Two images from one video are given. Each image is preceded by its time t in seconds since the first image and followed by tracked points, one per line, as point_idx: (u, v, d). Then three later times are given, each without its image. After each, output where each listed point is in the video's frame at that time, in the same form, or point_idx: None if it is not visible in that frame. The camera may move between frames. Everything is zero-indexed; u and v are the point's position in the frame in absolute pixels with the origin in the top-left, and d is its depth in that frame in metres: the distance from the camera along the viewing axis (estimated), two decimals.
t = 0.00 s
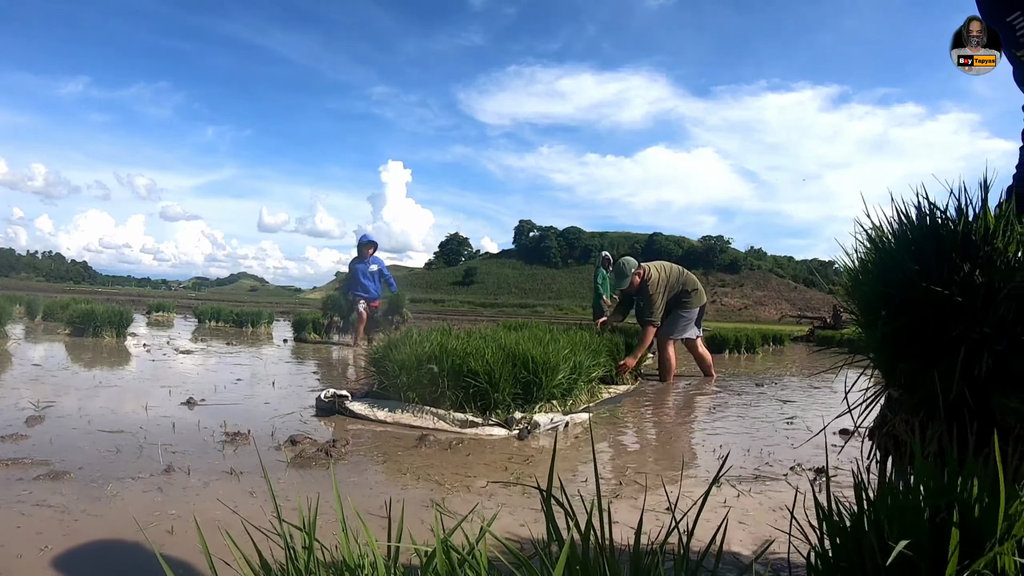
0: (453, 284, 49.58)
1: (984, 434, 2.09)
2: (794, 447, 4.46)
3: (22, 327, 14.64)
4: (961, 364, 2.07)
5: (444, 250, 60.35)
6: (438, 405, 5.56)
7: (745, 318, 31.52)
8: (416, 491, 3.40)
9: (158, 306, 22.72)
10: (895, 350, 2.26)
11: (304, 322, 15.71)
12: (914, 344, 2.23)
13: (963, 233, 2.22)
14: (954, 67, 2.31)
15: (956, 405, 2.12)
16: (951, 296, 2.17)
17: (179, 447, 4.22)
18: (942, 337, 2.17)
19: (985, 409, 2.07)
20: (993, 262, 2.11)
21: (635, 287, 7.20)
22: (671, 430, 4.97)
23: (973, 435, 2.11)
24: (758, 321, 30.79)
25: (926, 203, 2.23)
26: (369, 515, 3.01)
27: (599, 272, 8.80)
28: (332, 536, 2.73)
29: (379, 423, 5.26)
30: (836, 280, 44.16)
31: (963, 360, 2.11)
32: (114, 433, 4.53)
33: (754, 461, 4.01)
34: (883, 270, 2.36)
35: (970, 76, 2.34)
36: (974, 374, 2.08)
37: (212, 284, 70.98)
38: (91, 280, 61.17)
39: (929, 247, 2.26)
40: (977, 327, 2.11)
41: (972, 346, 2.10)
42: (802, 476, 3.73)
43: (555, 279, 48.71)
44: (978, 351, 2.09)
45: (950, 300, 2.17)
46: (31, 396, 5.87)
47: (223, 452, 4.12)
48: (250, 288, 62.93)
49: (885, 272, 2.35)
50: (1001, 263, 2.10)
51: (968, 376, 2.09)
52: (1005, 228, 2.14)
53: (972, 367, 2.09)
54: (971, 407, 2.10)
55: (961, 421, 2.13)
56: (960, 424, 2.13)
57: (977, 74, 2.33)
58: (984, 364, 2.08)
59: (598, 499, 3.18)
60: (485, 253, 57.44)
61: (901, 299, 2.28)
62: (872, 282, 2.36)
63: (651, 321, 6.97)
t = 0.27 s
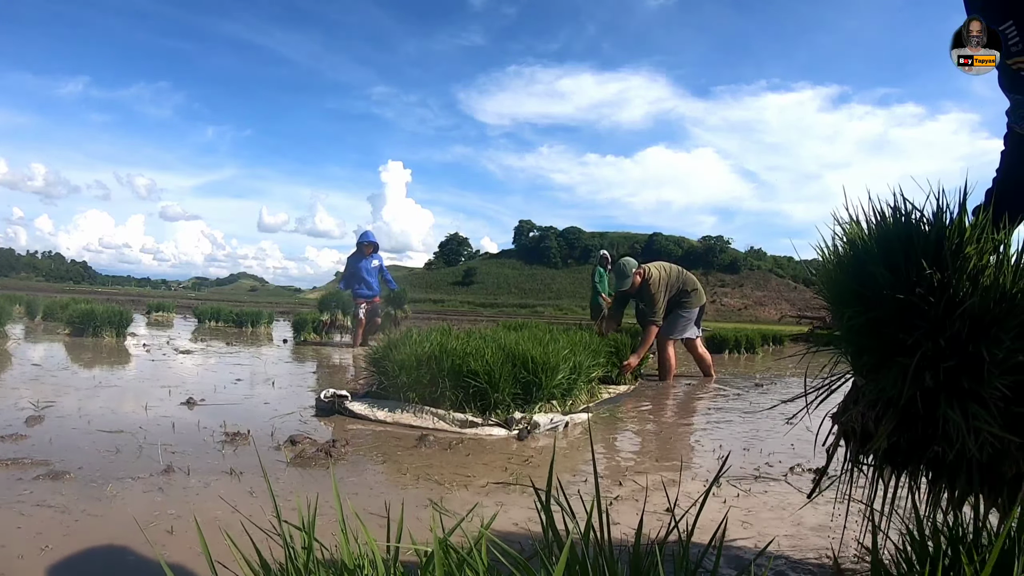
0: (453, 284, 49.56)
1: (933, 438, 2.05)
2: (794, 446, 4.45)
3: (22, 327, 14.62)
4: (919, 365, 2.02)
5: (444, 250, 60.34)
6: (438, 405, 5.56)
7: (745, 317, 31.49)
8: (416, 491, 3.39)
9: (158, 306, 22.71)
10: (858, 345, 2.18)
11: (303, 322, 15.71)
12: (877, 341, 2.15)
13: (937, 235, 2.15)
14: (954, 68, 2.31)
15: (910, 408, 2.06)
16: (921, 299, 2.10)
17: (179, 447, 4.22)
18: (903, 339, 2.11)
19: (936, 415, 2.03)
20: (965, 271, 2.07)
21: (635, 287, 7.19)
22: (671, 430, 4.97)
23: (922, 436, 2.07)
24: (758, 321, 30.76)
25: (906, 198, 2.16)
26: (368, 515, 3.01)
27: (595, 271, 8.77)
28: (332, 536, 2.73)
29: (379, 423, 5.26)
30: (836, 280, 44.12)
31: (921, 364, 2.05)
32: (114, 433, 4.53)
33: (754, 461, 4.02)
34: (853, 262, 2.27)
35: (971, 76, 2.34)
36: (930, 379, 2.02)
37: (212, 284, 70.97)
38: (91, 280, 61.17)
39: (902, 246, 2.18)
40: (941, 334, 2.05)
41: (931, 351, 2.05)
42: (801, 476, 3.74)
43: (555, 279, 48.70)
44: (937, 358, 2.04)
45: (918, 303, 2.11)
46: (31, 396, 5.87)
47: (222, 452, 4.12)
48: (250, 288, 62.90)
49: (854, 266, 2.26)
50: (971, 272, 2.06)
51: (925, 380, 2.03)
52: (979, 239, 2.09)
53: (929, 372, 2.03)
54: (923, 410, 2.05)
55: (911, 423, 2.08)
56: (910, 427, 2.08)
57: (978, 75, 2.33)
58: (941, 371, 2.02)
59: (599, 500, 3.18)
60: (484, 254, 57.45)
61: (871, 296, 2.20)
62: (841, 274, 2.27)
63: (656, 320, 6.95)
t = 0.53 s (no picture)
0: (452, 284, 49.56)
1: (931, 446, 2.05)
2: (794, 446, 4.46)
3: (21, 327, 14.62)
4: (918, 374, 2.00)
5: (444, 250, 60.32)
6: (438, 405, 5.56)
7: (745, 318, 31.49)
8: (416, 491, 3.40)
9: (158, 305, 22.70)
10: (851, 351, 2.19)
11: (303, 322, 15.70)
12: (871, 347, 2.16)
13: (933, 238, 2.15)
14: (954, 69, 2.30)
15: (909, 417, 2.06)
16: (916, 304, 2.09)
17: (179, 447, 4.22)
18: (898, 345, 2.11)
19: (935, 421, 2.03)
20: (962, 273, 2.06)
21: (636, 286, 7.19)
22: (671, 430, 4.97)
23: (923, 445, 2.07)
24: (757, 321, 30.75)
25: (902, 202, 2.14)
26: (368, 515, 3.01)
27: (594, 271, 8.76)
28: (332, 536, 2.73)
29: (379, 423, 5.27)
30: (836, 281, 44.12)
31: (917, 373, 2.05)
32: (114, 433, 4.53)
33: (753, 461, 4.02)
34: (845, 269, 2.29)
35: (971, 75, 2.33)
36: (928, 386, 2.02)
37: (212, 284, 70.95)
38: (91, 280, 61.16)
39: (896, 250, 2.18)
40: (938, 337, 2.05)
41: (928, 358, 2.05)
42: (800, 476, 3.74)
43: (555, 279, 48.69)
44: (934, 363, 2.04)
45: (913, 307, 2.10)
46: (31, 396, 5.87)
47: (222, 452, 4.12)
48: (249, 288, 62.88)
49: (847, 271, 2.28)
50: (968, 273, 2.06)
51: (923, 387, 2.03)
52: (975, 238, 2.08)
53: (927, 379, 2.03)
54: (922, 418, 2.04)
55: (911, 432, 2.07)
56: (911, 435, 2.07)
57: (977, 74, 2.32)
58: (941, 377, 2.02)
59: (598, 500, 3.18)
60: (484, 254, 57.45)
61: (863, 301, 2.21)
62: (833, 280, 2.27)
63: (658, 318, 6.94)
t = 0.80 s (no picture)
0: (452, 284, 49.56)
1: (994, 452, 1.74)
2: (794, 447, 4.46)
3: (22, 327, 14.61)
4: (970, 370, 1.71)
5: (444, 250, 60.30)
6: (438, 405, 5.56)
7: (745, 318, 31.48)
8: (416, 491, 3.40)
9: (157, 305, 22.70)
10: (875, 358, 1.92)
11: (303, 322, 15.70)
12: (898, 349, 1.89)
13: (950, 226, 1.96)
14: (953, 69, 2.32)
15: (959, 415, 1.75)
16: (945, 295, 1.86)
17: (179, 447, 4.22)
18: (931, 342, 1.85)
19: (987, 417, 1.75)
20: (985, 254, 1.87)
21: (636, 287, 7.19)
22: (671, 430, 4.98)
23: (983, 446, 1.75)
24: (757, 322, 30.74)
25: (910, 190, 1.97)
26: (368, 515, 3.01)
27: (594, 271, 8.77)
28: (331, 536, 2.73)
29: (379, 423, 5.27)
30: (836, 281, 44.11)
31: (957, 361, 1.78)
32: (114, 433, 4.53)
33: (754, 461, 4.02)
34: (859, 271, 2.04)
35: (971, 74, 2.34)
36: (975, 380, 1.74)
37: (211, 284, 70.94)
38: (91, 280, 61.15)
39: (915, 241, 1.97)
40: (985, 325, 1.79)
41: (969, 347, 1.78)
42: (801, 476, 3.74)
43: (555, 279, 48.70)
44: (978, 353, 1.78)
45: (942, 299, 1.85)
46: (31, 396, 5.86)
47: (222, 452, 4.12)
48: (249, 288, 62.84)
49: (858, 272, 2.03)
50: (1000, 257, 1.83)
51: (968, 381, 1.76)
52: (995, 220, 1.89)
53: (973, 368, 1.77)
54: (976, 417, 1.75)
55: (969, 439, 1.76)
56: (967, 441, 1.77)
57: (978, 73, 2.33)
58: (990, 368, 1.75)
59: (599, 500, 3.18)
60: (484, 254, 57.45)
61: (882, 300, 1.97)
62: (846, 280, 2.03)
63: (655, 318, 6.95)
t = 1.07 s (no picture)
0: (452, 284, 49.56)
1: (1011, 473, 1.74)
2: (794, 447, 4.46)
3: (22, 327, 14.62)
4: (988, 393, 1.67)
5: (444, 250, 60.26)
6: (438, 405, 5.56)
7: (745, 318, 31.47)
8: (416, 491, 3.39)
9: (157, 305, 22.70)
10: (884, 386, 1.87)
11: (303, 322, 15.70)
12: (907, 376, 1.85)
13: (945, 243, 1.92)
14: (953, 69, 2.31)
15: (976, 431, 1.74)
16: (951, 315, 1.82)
17: (179, 447, 4.22)
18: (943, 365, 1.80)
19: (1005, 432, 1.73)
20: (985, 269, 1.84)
21: (634, 288, 7.21)
22: (670, 430, 4.97)
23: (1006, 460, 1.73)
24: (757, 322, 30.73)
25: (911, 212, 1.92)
26: (368, 515, 3.01)
27: (594, 271, 8.77)
28: (331, 536, 2.73)
29: (379, 423, 5.27)
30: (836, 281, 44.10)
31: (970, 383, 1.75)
32: (114, 433, 4.53)
33: (754, 462, 4.02)
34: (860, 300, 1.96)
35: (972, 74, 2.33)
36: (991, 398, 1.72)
37: (211, 284, 70.92)
38: (91, 280, 61.16)
39: (918, 264, 1.92)
40: (997, 346, 1.74)
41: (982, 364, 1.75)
42: (801, 476, 3.74)
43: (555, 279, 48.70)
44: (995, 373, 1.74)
45: (949, 318, 1.82)
46: (31, 395, 5.87)
47: (222, 452, 4.12)
48: (249, 288, 62.85)
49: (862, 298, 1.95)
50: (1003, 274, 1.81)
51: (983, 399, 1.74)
52: (995, 236, 1.86)
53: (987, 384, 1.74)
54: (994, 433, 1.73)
55: (985, 459, 1.75)
56: (985, 462, 1.75)
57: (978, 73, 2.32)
58: (1007, 389, 1.72)
59: (598, 500, 3.18)
60: (484, 254, 57.44)
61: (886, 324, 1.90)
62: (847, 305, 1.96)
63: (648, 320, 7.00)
